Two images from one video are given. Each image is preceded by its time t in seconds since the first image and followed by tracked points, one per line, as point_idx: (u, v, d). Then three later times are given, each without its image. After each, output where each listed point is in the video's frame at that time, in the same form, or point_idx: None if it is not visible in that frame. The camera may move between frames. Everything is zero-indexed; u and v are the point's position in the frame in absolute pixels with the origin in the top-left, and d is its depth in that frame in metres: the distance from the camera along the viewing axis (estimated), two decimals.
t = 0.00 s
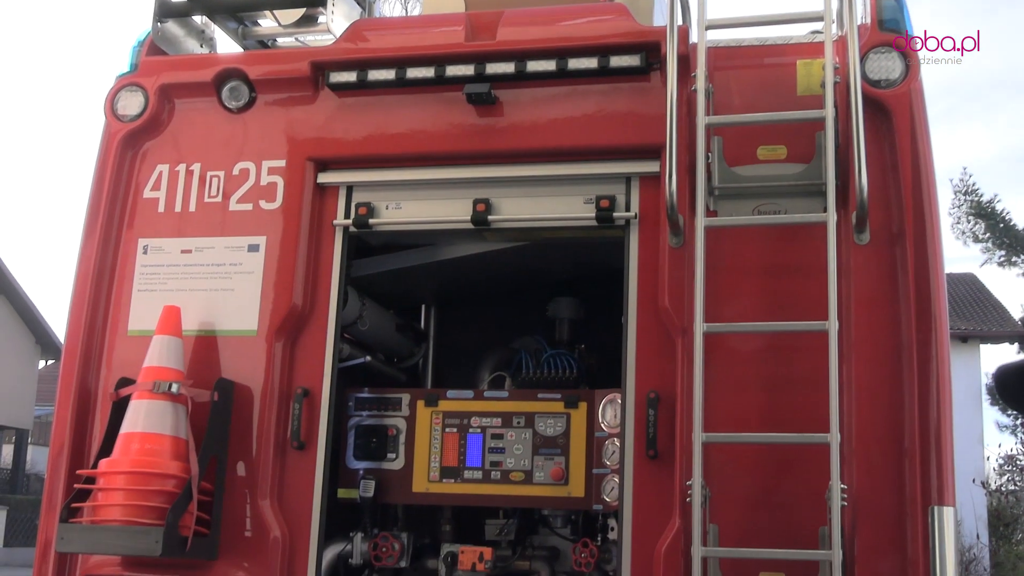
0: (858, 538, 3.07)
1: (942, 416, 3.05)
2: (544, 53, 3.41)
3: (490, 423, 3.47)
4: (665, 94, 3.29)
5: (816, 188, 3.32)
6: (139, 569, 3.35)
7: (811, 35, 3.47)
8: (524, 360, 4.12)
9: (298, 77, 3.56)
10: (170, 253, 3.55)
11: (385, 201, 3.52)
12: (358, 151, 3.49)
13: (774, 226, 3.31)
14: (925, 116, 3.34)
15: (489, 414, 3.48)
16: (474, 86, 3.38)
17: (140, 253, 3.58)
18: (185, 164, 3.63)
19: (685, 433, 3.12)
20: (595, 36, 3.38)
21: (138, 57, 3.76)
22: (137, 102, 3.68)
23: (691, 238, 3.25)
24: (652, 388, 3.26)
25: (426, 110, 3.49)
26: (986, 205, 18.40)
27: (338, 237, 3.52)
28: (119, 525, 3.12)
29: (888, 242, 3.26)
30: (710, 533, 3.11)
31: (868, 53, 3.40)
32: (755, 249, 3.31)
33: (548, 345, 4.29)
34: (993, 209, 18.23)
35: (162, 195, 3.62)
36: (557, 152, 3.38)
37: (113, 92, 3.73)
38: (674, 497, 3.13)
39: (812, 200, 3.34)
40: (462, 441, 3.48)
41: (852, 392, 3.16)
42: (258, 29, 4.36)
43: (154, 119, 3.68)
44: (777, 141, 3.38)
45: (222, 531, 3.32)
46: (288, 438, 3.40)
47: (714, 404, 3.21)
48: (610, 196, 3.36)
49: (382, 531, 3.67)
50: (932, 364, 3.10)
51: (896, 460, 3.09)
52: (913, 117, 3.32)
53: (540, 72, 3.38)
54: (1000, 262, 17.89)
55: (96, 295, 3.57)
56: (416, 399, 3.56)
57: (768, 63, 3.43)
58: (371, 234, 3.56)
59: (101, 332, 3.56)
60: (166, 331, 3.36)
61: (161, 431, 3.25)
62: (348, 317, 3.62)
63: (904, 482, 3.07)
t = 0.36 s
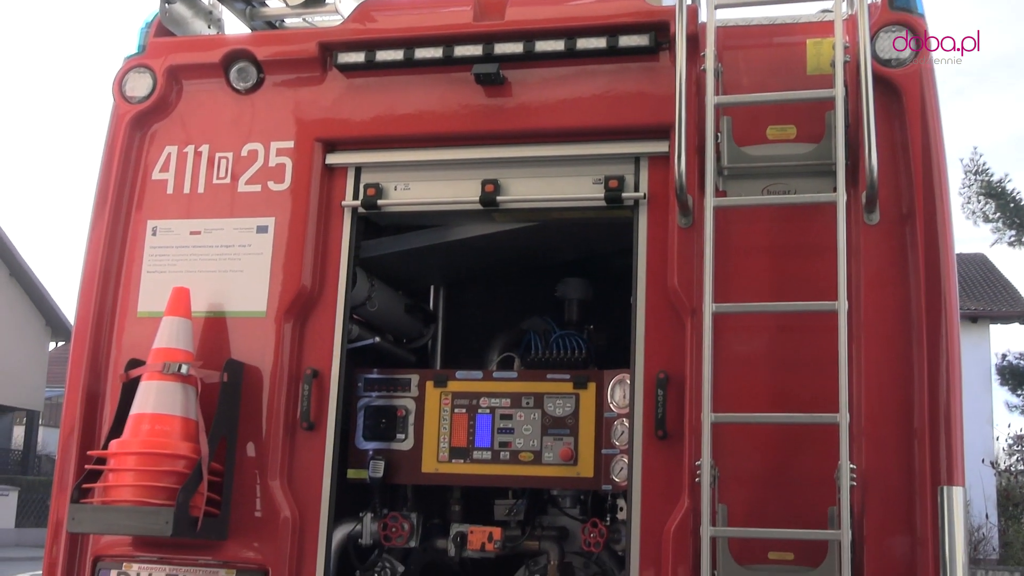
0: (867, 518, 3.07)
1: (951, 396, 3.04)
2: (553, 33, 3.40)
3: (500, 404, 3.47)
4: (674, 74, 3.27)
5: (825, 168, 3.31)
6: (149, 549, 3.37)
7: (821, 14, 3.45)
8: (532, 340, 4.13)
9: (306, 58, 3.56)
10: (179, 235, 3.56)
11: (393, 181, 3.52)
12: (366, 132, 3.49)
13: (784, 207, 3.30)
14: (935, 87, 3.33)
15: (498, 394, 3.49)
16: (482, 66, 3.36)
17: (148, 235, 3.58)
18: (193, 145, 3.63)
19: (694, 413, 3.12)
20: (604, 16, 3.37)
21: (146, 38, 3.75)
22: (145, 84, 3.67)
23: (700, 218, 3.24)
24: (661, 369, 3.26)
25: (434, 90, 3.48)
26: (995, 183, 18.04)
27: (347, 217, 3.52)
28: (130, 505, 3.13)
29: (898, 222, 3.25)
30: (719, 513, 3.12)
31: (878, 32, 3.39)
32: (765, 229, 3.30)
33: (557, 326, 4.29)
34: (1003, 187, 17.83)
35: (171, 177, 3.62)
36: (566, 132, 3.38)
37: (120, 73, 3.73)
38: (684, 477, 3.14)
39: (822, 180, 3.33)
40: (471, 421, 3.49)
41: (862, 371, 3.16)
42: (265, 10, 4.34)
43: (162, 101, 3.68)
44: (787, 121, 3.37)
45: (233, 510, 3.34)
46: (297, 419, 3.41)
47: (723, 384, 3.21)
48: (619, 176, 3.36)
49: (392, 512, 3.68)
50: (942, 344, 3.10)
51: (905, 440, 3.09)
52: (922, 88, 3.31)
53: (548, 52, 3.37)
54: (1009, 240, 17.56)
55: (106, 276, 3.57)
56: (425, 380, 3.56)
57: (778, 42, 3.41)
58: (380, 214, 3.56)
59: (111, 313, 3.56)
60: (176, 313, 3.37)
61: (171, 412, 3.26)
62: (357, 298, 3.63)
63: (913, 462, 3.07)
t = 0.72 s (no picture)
0: (872, 494, 3.07)
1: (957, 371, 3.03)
2: (558, 9, 3.39)
3: (505, 381, 3.48)
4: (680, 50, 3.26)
5: (831, 144, 3.30)
6: (156, 526, 3.40)
7: None
8: (539, 317, 4.14)
9: (311, 35, 3.55)
10: (184, 212, 3.56)
11: (398, 159, 3.51)
12: (371, 110, 3.48)
13: (790, 183, 3.29)
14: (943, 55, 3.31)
15: (504, 371, 3.50)
16: (487, 43, 3.36)
17: (154, 213, 3.59)
18: (198, 123, 3.63)
19: (700, 390, 3.13)
20: None
21: (150, 15, 3.74)
22: (150, 61, 3.67)
23: (706, 194, 3.24)
24: (667, 345, 3.26)
25: (439, 67, 3.47)
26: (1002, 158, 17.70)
27: (352, 195, 3.51)
28: (137, 482, 3.14)
29: (905, 198, 3.24)
30: (725, 490, 3.12)
31: (885, 8, 3.37)
32: (770, 206, 3.30)
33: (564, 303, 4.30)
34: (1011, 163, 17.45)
35: (176, 155, 3.62)
36: (571, 109, 3.37)
37: (124, 51, 3.72)
38: (689, 453, 3.14)
39: (828, 157, 3.32)
40: (477, 398, 3.49)
41: (868, 348, 3.15)
42: None
43: (166, 79, 3.67)
44: (793, 97, 3.35)
45: (239, 487, 3.36)
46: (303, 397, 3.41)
47: (729, 361, 3.22)
48: (625, 153, 3.35)
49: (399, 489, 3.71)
50: (947, 320, 3.09)
51: (911, 417, 3.09)
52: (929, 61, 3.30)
53: (554, 29, 3.36)
54: (1016, 216, 17.28)
55: (111, 254, 3.58)
56: (430, 357, 3.57)
57: (784, 18, 3.40)
58: (385, 192, 3.55)
59: (117, 291, 3.57)
60: (182, 291, 3.38)
61: (178, 389, 3.27)
62: (363, 276, 3.63)
63: (918, 438, 3.07)
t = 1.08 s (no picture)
0: (874, 473, 3.07)
1: (959, 350, 3.03)
2: None
3: (507, 360, 3.48)
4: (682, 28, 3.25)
5: (834, 123, 3.29)
6: (159, 506, 3.41)
7: None
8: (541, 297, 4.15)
9: (312, 14, 3.54)
10: (186, 192, 3.56)
11: (400, 138, 3.51)
12: (372, 90, 3.48)
13: (793, 162, 3.28)
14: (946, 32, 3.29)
15: (505, 351, 3.50)
16: (489, 22, 3.35)
17: (155, 193, 3.58)
18: (199, 102, 3.62)
19: (701, 369, 3.13)
20: None
21: None
22: (150, 40, 3.65)
23: (708, 173, 3.23)
24: (668, 325, 3.26)
25: (441, 47, 3.46)
26: (1006, 139, 17.59)
27: (354, 174, 3.51)
28: (140, 462, 3.14)
29: (907, 177, 3.23)
30: (727, 470, 3.12)
31: None
32: (772, 185, 3.29)
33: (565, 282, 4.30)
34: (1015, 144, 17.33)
35: (177, 134, 3.61)
36: (573, 88, 3.36)
37: (125, 30, 3.71)
38: (691, 433, 3.14)
39: (831, 136, 3.32)
40: (479, 377, 3.50)
41: (870, 326, 3.15)
42: None
43: (167, 58, 3.66)
44: (795, 76, 3.34)
45: (242, 467, 3.36)
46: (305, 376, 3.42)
47: (731, 341, 3.20)
48: (627, 132, 3.35)
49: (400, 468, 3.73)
50: (949, 299, 3.09)
51: (912, 396, 3.09)
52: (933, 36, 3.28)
53: (555, 7, 3.35)
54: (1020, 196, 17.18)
55: (113, 234, 3.58)
56: (432, 337, 3.57)
57: None
58: (386, 171, 3.55)
59: (118, 271, 3.57)
60: (183, 271, 3.38)
61: (180, 369, 3.27)
62: (364, 256, 3.63)
63: (920, 418, 3.07)
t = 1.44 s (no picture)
0: (874, 450, 3.07)
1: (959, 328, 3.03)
2: None
3: (507, 338, 3.49)
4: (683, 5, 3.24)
5: (835, 100, 3.28)
6: (160, 484, 3.43)
7: None
8: (541, 275, 4.15)
9: None
10: (186, 171, 3.55)
11: (400, 116, 3.50)
12: (372, 67, 3.46)
13: (795, 140, 3.26)
14: (948, 31, 3.27)
15: (506, 329, 3.50)
16: None
17: (155, 171, 3.58)
18: (198, 80, 3.61)
19: (701, 347, 3.14)
20: None
21: None
22: (149, 18, 3.64)
23: (709, 151, 3.23)
24: (669, 303, 3.26)
25: (440, 24, 3.45)
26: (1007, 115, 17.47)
27: (353, 152, 3.50)
28: (140, 440, 3.15)
29: (909, 155, 3.22)
30: (727, 447, 3.13)
31: None
32: (773, 163, 3.27)
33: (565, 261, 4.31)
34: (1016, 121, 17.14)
35: (176, 112, 3.61)
36: (573, 65, 3.35)
37: (124, 8, 3.70)
38: (690, 411, 3.15)
39: (832, 114, 3.31)
40: (479, 355, 3.50)
41: (870, 305, 3.15)
42: None
43: (166, 36, 3.65)
44: (796, 54, 3.33)
45: (242, 445, 3.36)
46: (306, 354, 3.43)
47: (731, 318, 3.18)
48: (627, 110, 3.35)
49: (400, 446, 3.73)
50: (950, 277, 3.09)
51: (913, 373, 3.08)
52: (933, 36, 3.27)
53: None
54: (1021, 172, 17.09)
55: (113, 212, 3.58)
56: (432, 315, 3.57)
57: None
58: (386, 149, 3.55)
59: (118, 249, 3.57)
60: (183, 249, 3.37)
61: (180, 347, 3.27)
62: (365, 235, 3.63)
63: (920, 395, 3.07)
